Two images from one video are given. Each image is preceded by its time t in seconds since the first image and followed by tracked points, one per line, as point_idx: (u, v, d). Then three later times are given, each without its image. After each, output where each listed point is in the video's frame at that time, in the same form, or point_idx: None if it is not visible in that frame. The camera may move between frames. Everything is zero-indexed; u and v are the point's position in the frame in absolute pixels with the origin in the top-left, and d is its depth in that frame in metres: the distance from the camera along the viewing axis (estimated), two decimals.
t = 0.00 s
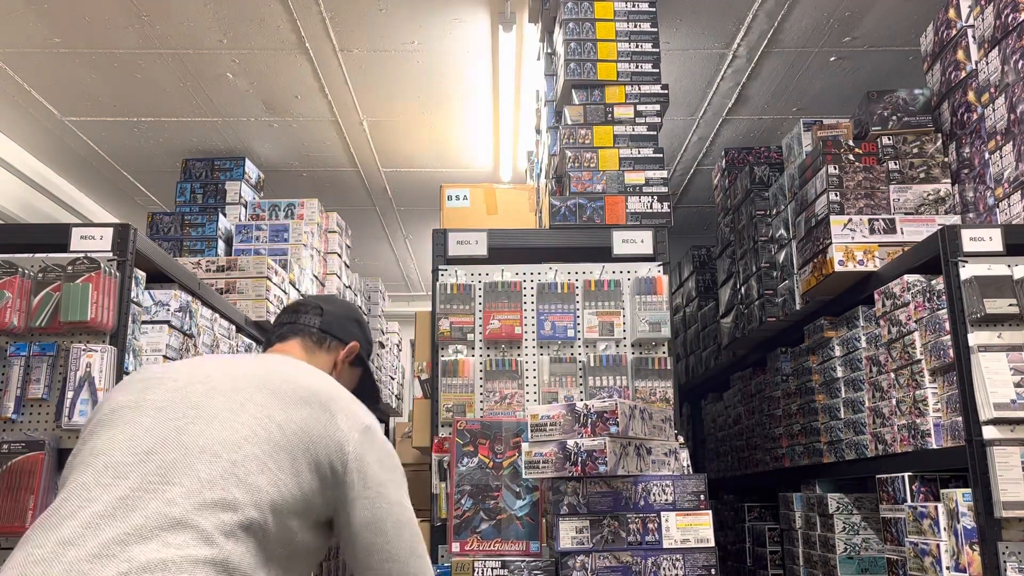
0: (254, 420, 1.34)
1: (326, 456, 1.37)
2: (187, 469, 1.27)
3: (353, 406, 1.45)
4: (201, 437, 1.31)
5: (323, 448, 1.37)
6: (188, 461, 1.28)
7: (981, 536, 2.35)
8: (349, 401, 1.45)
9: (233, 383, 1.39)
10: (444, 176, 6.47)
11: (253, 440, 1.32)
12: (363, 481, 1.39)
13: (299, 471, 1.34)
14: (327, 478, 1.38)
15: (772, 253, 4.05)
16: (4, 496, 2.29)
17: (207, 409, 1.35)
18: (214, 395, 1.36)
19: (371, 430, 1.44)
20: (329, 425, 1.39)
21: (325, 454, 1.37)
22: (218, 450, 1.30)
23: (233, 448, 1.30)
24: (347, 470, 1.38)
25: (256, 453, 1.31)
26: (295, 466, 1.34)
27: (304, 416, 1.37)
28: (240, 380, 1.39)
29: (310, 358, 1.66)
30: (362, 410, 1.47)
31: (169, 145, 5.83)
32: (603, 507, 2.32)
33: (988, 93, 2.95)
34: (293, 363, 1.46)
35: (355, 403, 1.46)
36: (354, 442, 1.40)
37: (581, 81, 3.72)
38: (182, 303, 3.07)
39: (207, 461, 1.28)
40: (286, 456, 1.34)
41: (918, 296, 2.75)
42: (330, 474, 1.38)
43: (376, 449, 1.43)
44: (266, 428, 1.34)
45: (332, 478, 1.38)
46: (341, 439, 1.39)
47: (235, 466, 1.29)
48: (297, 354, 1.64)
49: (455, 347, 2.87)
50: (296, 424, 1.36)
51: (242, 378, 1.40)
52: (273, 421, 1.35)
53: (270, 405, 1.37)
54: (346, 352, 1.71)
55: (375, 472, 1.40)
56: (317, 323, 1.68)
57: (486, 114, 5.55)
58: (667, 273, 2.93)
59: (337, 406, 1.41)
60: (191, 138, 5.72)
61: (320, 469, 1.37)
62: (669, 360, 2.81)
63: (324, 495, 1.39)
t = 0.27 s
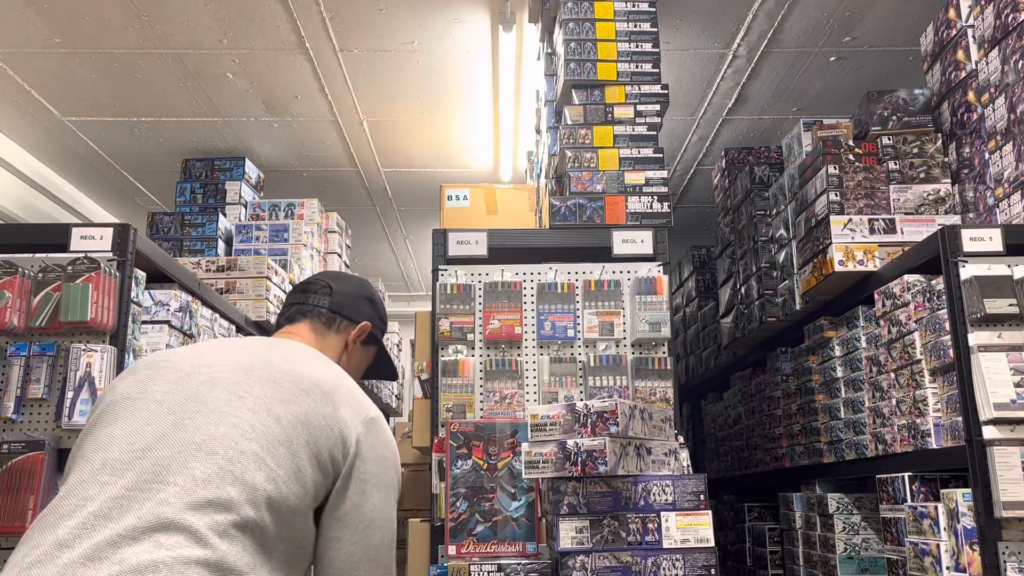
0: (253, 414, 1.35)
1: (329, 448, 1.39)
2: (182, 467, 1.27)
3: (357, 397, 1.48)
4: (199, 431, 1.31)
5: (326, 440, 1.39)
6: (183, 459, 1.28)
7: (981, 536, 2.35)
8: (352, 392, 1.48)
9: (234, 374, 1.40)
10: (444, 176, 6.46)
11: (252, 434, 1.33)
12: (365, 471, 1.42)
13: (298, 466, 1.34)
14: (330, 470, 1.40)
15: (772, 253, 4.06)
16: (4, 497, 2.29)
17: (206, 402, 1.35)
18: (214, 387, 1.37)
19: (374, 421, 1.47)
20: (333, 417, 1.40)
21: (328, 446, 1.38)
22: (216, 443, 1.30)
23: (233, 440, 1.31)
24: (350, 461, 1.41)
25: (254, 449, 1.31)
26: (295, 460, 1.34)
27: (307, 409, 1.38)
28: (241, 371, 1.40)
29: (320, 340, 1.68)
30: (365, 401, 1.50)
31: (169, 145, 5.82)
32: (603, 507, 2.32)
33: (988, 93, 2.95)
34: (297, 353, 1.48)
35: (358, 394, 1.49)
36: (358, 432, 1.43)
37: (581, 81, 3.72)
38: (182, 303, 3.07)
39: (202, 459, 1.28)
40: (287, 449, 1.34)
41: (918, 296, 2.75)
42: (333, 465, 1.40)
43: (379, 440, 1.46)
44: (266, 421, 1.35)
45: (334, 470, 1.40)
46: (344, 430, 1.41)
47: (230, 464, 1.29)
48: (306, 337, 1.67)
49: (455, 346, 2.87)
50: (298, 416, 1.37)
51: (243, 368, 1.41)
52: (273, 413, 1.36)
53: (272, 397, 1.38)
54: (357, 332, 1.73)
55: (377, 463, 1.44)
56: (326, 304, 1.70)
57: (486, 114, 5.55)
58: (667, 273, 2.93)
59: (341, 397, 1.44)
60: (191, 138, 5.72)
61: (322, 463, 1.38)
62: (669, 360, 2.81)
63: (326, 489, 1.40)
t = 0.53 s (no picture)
0: (255, 425, 1.34)
1: (330, 465, 1.39)
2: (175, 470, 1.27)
3: (364, 414, 1.48)
4: (198, 438, 1.31)
5: (329, 455, 1.39)
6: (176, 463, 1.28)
7: (981, 536, 2.35)
8: (360, 406, 1.48)
9: (240, 381, 1.39)
10: (445, 175, 6.47)
11: (252, 446, 1.32)
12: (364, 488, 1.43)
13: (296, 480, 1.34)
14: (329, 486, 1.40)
15: (772, 253, 4.06)
16: (4, 497, 2.30)
17: (207, 409, 1.35)
18: (217, 394, 1.37)
19: (379, 438, 1.48)
20: (337, 433, 1.40)
21: (331, 464, 1.39)
22: (214, 451, 1.30)
23: (232, 450, 1.31)
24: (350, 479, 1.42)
25: (252, 461, 1.31)
26: (293, 475, 1.34)
27: (311, 423, 1.38)
28: (248, 378, 1.40)
29: (335, 347, 1.68)
30: (372, 416, 1.50)
31: (169, 145, 5.83)
32: (603, 507, 2.32)
33: (988, 93, 2.95)
34: (307, 363, 1.48)
35: (365, 409, 1.49)
36: (361, 449, 1.44)
37: (581, 81, 3.72)
38: (182, 303, 3.07)
39: (194, 463, 1.28)
40: (287, 463, 1.34)
41: (918, 296, 2.75)
42: (333, 482, 1.40)
43: (382, 458, 1.47)
44: (268, 433, 1.34)
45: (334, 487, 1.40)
46: (347, 446, 1.41)
47: (224, 469, 1.29)
48: (320, 343, 1.67)
49: (455, 347, 2.87)
50: (302, 430, 1.37)
51: (250, 376, 1.40)
52: (275, 425, 1.35)
53: (277, 408, 1.37)
54: (371, 341, 1.73)
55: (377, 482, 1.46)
56: (342, 312, 1.71)
57: (486, 114, 5.55)
58: (667, 273, 2.93)
59: (347, 412, 1.44)
60: (192, 138, 5.72)
61: (321, 481, 1.38)
62: (669, 360, 2.81)
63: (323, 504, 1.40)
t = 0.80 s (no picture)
0: (242, 407, 1.34)
1: (320, 437, 1.39)
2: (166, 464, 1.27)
3: (351, 382, 1.48)
4: (186, 427, 1.31)
5: (319, 429, 1.39)
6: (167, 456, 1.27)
7: (981, 536, 2.35)
8: (346, 377, 1.49)
9: (224, 368, 1.39)
10: (445, 176, 6.47)
11: (240, 429, 1.32)
12: (357, 458, 1.44)
13: (288, 458, 1.34)
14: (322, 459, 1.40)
15: (772, 253, 4.06)
16: (4, 497, 2.29)
17: (193, 398, 1.35)
18: (202, 383, 1.37)
19: (369, 406, 1.48)
20: (325, 405, 1.41)
21: (321, 435, 1.39)
22: (202, 438, 1.29)
23: (220, 433, 1.31)
24: (342, 448, 1.42)
25: (241, 444, 1.30)
26: (284, 453, 1.34)
27: (298, 399, 1.38)
28: (231, 365, 1.40)
29: (327, 331, 1.68)
30: (359, 386, 1.50)
31: (169, 146, 5.83)
32: (602, 507, 2.32)
33: (988, 93, 2.95)
34: (292, 343, 1.48)
35: (352, 381, 1.49)
36: (349, 418, 1.44)
37: (581, 81, 3.72)
38: (182, 303, 3.07)
39: (185, 457, 1.27)
40: (277, 441, 1.33)
41: (918, 296, 2.75)
42: (326, 454, 1.40)
43: (373, 425, 1.48)
44: (256, 413, 1.34)
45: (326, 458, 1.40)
46: (337, 418, 1.41)
47: (213, 459, 1.28)
48: (312, 327, 1.67)
49: (455, 347, 2.87)
50: (289, 406, 1.37)
51: (232, 362, 1.40)
52: (262, 405, 1.35)
53: (263, 389, 1.37)
54: (364, 323, 1.73)
55: (369, 449, 1.46)
56: (333, 296, 1.70)
57: (486, 114, 5.54)
58: (667, 273, 2.93)
59: (334, 384, 1.44)
60: (192, 138, 5.72)
61: (313, 453, 1.38)
62: (669, 359, 2.81)
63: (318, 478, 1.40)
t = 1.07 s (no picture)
0: (240, 405, 1.34)
1: (319, 434, 1.38)
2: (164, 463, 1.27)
3: (351, 379, 1.47)
4: (185, 427, 1.31)
5: (317, 426, 1.37)
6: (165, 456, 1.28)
7: (981, 536, 2.35)
8: (346, 375, 1.47)
9: (223, 368, 1.39)
10: (445, 176, 6.47)
11: (238, 427, 1.31)
12: (357, 455, 1.42)
13: (287, 455, 1.33)
14: (323, 456, 1.39)
15: (772, 253, 4.06)
16: (4, 496, 2.29)
17: (192, 398, 1.35)
18: (201, 383, 1.37)
19: (369, 402, 1.46)
20: (323, 402, 1.39)
21: (320, 432, 1.38)
22: (201, 437, 1.30)
23: (219, 432, 1.31)
24: (342, 446, 1.41)
25: (239, 441, 1.30)
26: (283, 451, 1.33)
27: (296, 396, 1.37)
28: (230, 365, 1.40)
29: (331, 331, 1.68)
30: (359, 383, 1.48)
31: (170, 146, 5.83)
32: (603, 507, 2.32)
33: (988, 93, 2.95)
34: (294, 342, 1.48)
35: (352, 378, 1.47)
36: (350, 415, 1.42)
37: (581, 81, 3.72)
38: (182, 303, 3.07)
39: (182, 456, 1.27)
40: (275, 439, 1.33)
41: (918, 296, 2.75)
42: (326, 451, 1.39)
43: (374, 422, 1.46)
44: (254, 411, 1.34)
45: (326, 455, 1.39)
46: (336, 415, 1.40)
47: (213, 456, 1.28)
48: (316, 328, 1.66)
49: (455, 347, 2.87)
50: (287, 404, 1.36)
51: (231, 362, 1.40)
52: (260, 403, 1.35)
53: (261, 387, 1.37)
54: (367, 324, 1.72)
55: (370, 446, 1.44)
56: (338, 296, 1.70)
57: (486, 114, 5.54)
58: (667, 273, 2.93)
59: (333, 381, 1.43)
60: (192, 138, 5.72)
61: (313, 451, 1.37)
62: (669, 360, 2.81)
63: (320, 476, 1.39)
